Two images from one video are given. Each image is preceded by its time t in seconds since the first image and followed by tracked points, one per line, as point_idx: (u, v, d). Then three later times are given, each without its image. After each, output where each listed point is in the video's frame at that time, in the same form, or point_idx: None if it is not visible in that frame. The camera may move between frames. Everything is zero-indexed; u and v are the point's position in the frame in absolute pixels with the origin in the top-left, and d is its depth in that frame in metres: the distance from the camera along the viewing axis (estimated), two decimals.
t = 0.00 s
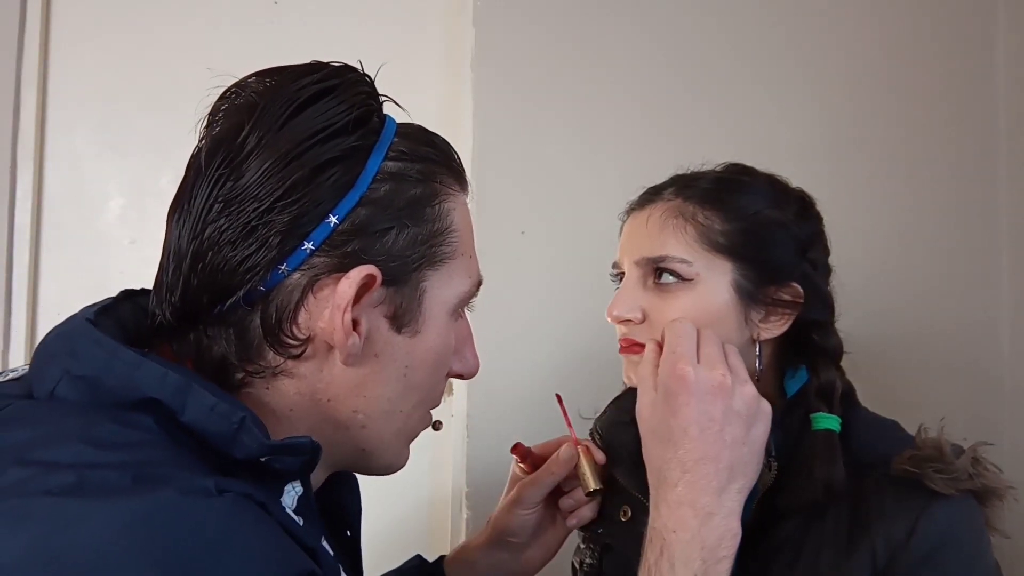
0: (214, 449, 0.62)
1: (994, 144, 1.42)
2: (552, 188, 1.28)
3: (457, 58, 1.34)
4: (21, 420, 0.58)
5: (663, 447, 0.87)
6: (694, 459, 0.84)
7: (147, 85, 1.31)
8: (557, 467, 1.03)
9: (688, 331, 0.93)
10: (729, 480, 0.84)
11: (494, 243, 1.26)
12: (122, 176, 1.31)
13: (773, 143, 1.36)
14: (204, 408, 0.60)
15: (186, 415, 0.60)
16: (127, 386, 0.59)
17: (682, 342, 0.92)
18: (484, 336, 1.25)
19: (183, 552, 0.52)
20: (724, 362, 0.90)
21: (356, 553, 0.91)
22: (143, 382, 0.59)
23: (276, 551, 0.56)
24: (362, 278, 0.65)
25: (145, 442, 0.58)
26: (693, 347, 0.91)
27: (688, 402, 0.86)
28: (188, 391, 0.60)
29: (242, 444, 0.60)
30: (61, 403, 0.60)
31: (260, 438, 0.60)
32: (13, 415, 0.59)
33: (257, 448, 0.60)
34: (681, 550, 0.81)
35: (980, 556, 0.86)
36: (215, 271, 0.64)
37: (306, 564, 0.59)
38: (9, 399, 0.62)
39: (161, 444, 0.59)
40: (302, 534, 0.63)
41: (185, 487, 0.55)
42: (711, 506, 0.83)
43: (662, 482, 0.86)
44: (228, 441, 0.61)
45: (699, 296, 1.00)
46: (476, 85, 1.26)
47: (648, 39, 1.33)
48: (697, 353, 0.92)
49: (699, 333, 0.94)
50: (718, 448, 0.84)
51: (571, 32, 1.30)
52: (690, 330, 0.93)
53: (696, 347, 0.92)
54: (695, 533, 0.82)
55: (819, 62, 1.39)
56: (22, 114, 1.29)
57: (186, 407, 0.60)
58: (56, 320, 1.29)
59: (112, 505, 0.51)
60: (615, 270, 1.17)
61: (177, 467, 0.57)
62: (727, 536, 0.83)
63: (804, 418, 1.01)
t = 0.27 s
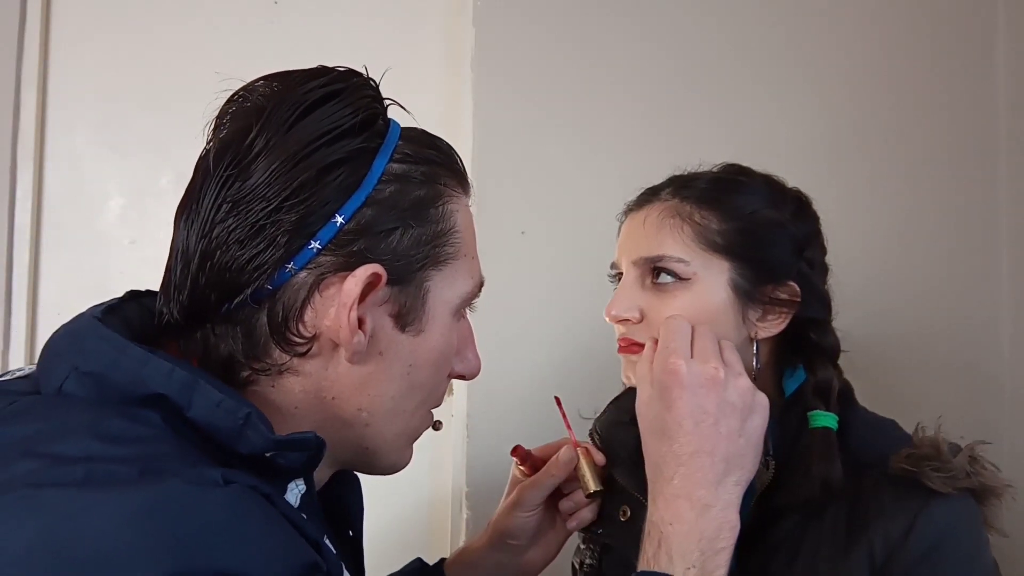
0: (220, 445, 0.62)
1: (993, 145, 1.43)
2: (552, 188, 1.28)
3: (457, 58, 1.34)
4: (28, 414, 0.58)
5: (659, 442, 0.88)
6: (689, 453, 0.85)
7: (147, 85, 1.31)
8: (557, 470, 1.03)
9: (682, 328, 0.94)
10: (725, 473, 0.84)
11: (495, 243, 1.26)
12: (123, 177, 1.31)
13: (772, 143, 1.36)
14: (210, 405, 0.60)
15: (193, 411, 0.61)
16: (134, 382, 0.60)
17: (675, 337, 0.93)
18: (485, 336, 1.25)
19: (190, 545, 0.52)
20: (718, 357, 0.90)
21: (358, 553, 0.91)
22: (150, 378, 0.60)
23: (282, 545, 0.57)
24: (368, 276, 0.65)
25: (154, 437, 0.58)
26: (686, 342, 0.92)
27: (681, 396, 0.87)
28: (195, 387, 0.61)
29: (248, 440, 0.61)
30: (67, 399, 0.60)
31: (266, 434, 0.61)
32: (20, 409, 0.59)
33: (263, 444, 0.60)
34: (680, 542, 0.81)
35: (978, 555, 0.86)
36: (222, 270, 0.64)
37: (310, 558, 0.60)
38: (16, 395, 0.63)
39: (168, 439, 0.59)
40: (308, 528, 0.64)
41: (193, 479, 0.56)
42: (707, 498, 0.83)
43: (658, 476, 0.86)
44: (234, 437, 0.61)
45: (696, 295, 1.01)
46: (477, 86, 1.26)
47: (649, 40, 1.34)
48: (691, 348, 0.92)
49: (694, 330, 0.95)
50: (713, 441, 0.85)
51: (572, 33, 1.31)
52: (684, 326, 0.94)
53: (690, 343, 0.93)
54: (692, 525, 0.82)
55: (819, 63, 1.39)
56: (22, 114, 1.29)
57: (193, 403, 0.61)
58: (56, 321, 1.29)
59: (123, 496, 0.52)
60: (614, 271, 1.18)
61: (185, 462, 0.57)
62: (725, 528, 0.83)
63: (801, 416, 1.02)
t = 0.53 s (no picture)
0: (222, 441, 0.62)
1: (992, 145, 1.43)
2: (552, 188, 1.28)
3: (457, 58, 1.34)
4: (32, 410, 0.58)
5: (655, 439, 0.88)
6: (686, 449, 0.85)
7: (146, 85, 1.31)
8: (558, 471, 1.03)
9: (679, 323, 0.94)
10: (723, 470, 0.84)
11: (495, 243, 1.26)
12: (123, 177, 1.31)
13: (773, 143, 1.36)
14: (215, 401, 0.61)
15: (197, 408, 0.61)
16: (138, 379, 0.60)
17: (673, 334, 0.93)
18: (485, 336, 1.25)
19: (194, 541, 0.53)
20: (716, 354, 0.91)
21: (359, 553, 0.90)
22: (155, 375, 0.60)
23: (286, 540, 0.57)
24: (367, 272, 0.65)
25: (159, 433, 0.58)
26: (684, 339, 0.92)
27: (677, 393, 0.87)
28: (199, 384, 0.61)
29: (252, 436, 0.61)
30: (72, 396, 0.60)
31: (270, 430, 0.61)
32: (25, 406, 0.59)
33: (267, 440, 0.61)
34: (676, 538, 0.81)
35: (978, 554, 0.87)
36: (223, 268, 0.64)
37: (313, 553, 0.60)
38: (20, 392, 0.62)
39: (175, 435, 0.59)
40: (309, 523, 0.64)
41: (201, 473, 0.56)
42: (705, 493, 0.83)
43: (654, 472, 0.87)
44: (238, 433, 0.61)
45: (696, 294, 1.01)
46: (476, 86, 1.26)
47: (648, 40, 1.33)
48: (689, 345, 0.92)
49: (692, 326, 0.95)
50: (709, 439, 0.85)
51: (572, 33, 1.31)
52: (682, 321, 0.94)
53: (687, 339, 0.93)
54: (689, 522, 0.82)
55: (819, 62, 1.39)
56: (22, 114, 1.29)
57: (197, 400, 0.61)
58: (56, 321, 1.29)
59: (130, 490, 0.52)
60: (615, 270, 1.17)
61: (191, 459, 0.58)
62: (722, 524, 0.83)
63: (801, 416, 1.02)
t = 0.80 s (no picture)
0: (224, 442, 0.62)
1: (992, 145, 1.43)
2: (552, 188, 1.28)
3: (457, 58, 1.34)
4: (35, 410, 0.58)
5: (656, 439, 0.88)
6: (688, 449, 0.85)
7: (146, 86, 1.31)
8: (558, 472, 1.03)
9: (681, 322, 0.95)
10: (725, 471, 0.84)
11: (495, 243, 1.26)
12: (123, 176, 1.31)
13: (773, 143, 1.36)
14: (217, 403, 0.61)
15: (199, 409, 0.61)
16: (141, 381, 0.60)
17: (676, 333, 0.93)
18: (485, 336, 1.25)
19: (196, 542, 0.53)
20: (719, 354, 0.91)
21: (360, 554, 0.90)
22: (158, 376, 0.60)
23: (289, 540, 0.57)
24: (368, 273, 0.65)
25: (161, 434, 0.58)
26: (687, 338, 0.92)
27: (680, 393, 0.87)
28: (202, 385, 0.61)
29: (254, 438, 0.61)
30: (74, 396, 0.60)
31: (272, 431, 0.62)
32: (27, 406, 0.59)
33: (269, 441, 0.61)
34: (677, 539, 0.81)
35: (978, 555, 0.86)
36: (224, 268, 0.64)
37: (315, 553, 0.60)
38: (22, 392, 0.62)
39: (176, 436, 0.59)
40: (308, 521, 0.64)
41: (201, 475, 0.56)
42: (706, 495, 0.83)
43: (655, 474, 0.86)
44: (240, 435, 0.61)
45: (697, 294, 1.01)
46: (476, 86, 1.26)
47: (648, 40, 1.33)
48: (692, 344, 0.92)
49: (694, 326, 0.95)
50: (711, 439, 0.85)
51: (572, 33, 1.31)
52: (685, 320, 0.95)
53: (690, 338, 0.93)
54: (690, 522, 0.82)
55: (819, 62, 1.39)
56: (22, 114, 1.29)
57: (200, 402, 0.61)
58: (56, 321, 1.29)
59: (133, 491, 0.52)
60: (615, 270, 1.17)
61: (192, 460, 0.58)
62: (723, 526, 0.82)
63: (802, 416, 1.02)
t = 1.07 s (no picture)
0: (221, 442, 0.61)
1: (992, 145, 1.43)
2: (551, 188, 1.28)
3: (457, 59, 1.33)
4: (32, 412, 0.58)
5: (656, 448, 0.87)
6: (688, 459, 0.84)
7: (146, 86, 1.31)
8: (557, 473, 1.02)
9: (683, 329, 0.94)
10: (724, 482, 0.84)
11: (495, 243, 1.26)
12: (123, 176, 1.31)
13: (773, 143, 1.36)
14: (213, 402, 0.60)
15: (195, 408, 0.60)
16: (137, 380, 0.59)
17: (679, 341, 0.92)
18: (485, 337, 1.25)
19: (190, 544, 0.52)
20: (721, 362, 0.90)
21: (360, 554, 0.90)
22: (153, 375, 0.59)
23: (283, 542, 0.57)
24: (363, 271, 0.65)
25: (156, 434, 0.58)
26: (690, 346, 0.92)
27: (683, 402, 0.87)
28: (197, 384, 0.60)
29: (250, 437, 0.61)
30: (71, 397, 0.60)
31: (267, 432, 0.61)
32: (25, 407, 0.59)
33: (265, 442, 0.61)
34: (675, 550, 0.81)
35: (979, 555, 0.86)
36: (219, 266, 0.63)
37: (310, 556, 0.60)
38: (21, 393, 0.63)
39: (173, 438, 0.59)
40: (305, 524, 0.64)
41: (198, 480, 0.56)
42: (705, 506, 0.83)
43: (652, 487, 0.86)
44: (237, 434, 0.60)
45: (698, 295, 1.00)
46: (476, 86, 1.26)
47: (647, 40, 1.33)
48: (694, 352, 0.92)
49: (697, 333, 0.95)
50: (712, 449, 0.85)
51: (571, 33, 1.31)
52: (688, 328, 0.94)
53: (693, 345, 0.92)
54: (688, 534, 0.81)
55: (819, 62, 1.39)
56: (22, 114, 1.29)
57: (196, 401, 0.60)
58: (57, 321, 1.29)
59: (132, 494, 0.52)
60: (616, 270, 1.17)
61: (188, 461, 0.57)
62: (720, 537, 0.82)
63: (802, 416, 1.01)
